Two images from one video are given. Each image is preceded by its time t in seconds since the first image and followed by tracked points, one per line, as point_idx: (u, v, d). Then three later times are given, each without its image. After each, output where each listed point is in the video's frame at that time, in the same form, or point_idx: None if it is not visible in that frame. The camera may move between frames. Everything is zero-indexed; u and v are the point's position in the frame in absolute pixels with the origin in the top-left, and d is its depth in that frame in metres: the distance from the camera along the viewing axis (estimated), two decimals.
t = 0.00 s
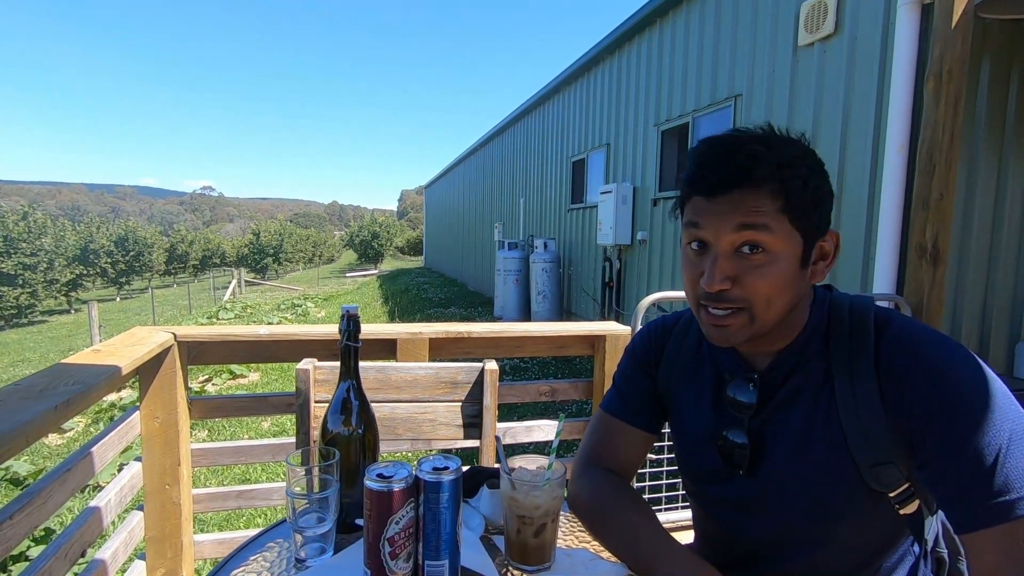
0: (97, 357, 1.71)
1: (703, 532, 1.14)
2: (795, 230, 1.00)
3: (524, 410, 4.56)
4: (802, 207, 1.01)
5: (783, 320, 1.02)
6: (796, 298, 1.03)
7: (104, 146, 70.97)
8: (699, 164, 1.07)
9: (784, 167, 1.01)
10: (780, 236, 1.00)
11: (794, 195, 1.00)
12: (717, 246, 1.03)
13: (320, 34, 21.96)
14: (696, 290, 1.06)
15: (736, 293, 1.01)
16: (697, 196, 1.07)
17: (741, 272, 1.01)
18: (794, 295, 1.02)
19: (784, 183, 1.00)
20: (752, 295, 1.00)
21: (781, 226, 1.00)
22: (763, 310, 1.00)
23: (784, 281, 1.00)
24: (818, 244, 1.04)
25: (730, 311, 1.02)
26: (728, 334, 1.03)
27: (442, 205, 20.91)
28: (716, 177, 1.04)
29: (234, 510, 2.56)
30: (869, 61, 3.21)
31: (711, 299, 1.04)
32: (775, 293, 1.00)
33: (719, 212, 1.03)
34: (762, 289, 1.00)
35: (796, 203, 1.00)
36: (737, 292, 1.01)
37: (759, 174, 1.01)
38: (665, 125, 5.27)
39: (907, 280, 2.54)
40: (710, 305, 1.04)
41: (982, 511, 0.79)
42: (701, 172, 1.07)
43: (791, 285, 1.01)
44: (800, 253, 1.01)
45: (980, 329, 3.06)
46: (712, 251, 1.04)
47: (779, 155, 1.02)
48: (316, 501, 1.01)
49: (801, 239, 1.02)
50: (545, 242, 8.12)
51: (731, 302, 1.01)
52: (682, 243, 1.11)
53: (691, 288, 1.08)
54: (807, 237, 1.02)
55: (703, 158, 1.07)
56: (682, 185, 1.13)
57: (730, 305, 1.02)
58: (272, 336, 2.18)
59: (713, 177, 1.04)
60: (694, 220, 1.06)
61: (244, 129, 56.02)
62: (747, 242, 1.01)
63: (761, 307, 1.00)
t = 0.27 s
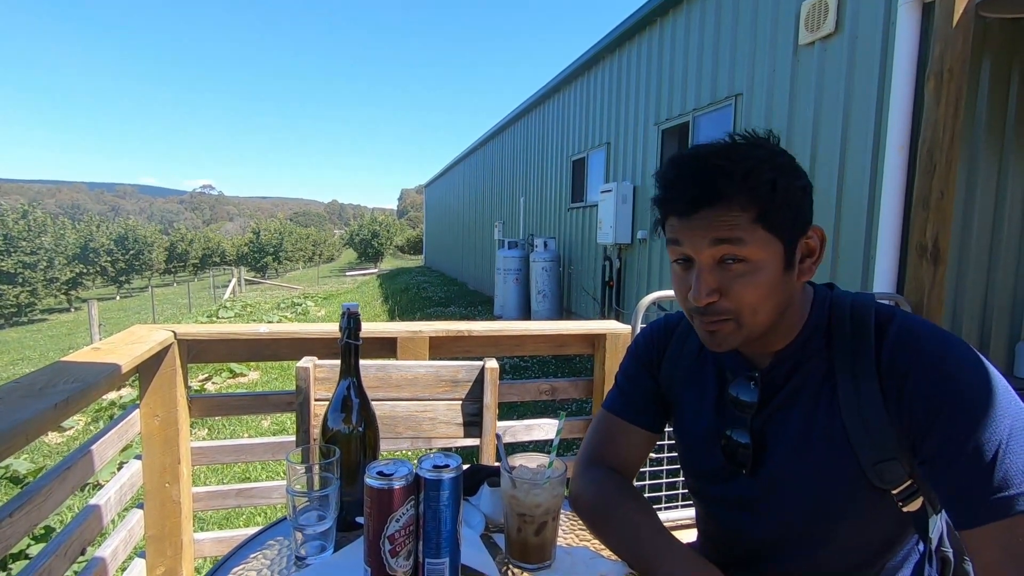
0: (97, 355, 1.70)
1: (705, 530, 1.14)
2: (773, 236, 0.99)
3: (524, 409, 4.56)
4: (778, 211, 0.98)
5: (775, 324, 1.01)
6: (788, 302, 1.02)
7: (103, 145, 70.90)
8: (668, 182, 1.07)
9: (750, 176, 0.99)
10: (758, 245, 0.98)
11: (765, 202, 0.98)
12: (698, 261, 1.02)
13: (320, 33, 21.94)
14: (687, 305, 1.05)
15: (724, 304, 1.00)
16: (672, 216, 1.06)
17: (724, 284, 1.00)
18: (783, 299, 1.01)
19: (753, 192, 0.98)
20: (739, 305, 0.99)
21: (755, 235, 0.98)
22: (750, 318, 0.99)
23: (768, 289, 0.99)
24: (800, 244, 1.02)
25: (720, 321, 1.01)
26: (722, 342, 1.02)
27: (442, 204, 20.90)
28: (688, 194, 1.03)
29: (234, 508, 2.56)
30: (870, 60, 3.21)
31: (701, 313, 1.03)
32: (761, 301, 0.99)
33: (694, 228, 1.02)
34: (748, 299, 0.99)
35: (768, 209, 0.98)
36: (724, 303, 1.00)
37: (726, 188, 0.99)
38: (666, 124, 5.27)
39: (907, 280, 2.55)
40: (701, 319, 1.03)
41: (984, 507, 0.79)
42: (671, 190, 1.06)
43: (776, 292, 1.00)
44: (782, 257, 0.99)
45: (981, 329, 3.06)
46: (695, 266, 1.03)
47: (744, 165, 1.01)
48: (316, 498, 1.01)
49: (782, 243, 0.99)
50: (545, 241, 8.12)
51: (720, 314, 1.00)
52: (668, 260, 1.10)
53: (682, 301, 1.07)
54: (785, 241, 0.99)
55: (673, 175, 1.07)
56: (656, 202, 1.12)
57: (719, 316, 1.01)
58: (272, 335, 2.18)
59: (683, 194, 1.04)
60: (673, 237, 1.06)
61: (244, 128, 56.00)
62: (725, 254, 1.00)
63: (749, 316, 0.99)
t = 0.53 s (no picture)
0: (97, 351, 1.70)
1: (705, 523, 1.14)
2: (760, 216, 1.00)
3: (524, 405, 4.57)
4: (758, 191, 1.00)
5: (779, 307, 1.02)
6: (784, 286, 1.03)
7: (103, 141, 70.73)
8: (646, 189, 1.10)
9: (723, 164, 1.02)
10: (747, 228, 0.99)
11: (744, 184, 1.00)
12: (691, 253, 1.04)
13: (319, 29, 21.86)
14: (690, 299, 1.06)
15: (729, 288, 1.00)
16: (656, 217, 1.08)
17: (722, 271, 1.00)
18: (780, 277, 1.02)
19: (729, 178, 1.00)
20: (743, 285, 0.99)
21: (741, 217, 0.99)
22: (760, 297, 1.00)
23: (767, 266, 1.00)
24: (787, 217, 1.04)
25: (727, 307, 1.01)
26: (731, 333, 1.03)
27: (443, 201, 20.86)
28: (668, 193, 1.05)
29: (235, 504, 2.56)
30: (871, 55, 3.20)
31: (706, 303, 1.03)
32: (762, 279, 1.00)
33: (682, 222, 1.03)
34: (750, 278, 0.99)
35: (748, 191, 1.00)
36: (728, 288, 1.00)
37: (702, 181, 1.02)
38: (666, 120, 5.25)
39: (908, 276, 2.54)
40: (708, 309, 1.03)
41: (982, 500, 0.79)
42: (652, 194, 1.09)
43: (774, 270, 1.01)
44: (771, 234, 1.00)
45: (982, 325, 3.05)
46: (691, 260, 1.04)
47: (715, 157, 1.03)
48: (318, 493, 1.01)
49: (767, 221, 1.00)
50: (545, 237, 8.11)
51: (725, 300, 1.01)
52: (662, 260, 1.11)
53: (686, 298, 1.07)
54: (771, 216, 1.01)
55: (652, 177, 1.09)
56: (639, 205, 1.14)
57: (724, 303, 1.01)
58: (272, 331, 2.18)
59: (663, 192, 1.06)
60: (663, 236, 1.07)
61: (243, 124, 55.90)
62: (717, 241, 1.00)
63: (757, 294, 1.00)
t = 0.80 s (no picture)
0: (106, 346, 1.71)
1: (709, 519, 1.15)
2: (765, 214, 1.00)
3: (528, 400, 4.58)
4: (764, 190, 1.00)
5: (778, 304, 1.02)
6: (786, 283, 1.02)
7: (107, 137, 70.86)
8: (652, 182, 1.10)
9: (731, 162, 1.02)
10: (751, 225, 0.99)
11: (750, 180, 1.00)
12: (694, 249, 1.03)
13: (323, 25, 21.85)
14: (691, 293, 1.05)
15: (728, 284, 1.00)
16: (661, 211, 1.08)
17: (724, 266, 1.00)
18: (782, 276, 1.01)
19: (736, 176, 1.00)
20: (742, 283, 0.99)
21: (745, 214, 0.99)
22: (758, 296, 1.00)
23: (769, 264, 1.00)
24: (791, 219, 1.04)
25: (728, 304, 1.01)
26: (729, 327, 1.02)
27: (446, 197, 20.86)
28: (673, 186, 1.05)
29: (241, 498, 2.58)
30: (877, 50, 3.18)
31: (705, 298, 1.03)
32: (764, 276, 0.99)
33: (685, 217, 1.03)
34: (749, 277, 0.99)
35: (754, 189, 1.00)
36: (728, 284, 1.00)
37: (709, 176, 1.02)
38: (670, 116, 5.24)
39: (914, 272, 2.53)
40: (707, 304, 1.03)
41: (985, 500, 0.79)
42: (658, 188, 1.09)
43: (776, 268, 1.00)
44: (775, 233, 1.00)
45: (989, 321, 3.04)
46: (693, 255, 1.04)
47: (723, 153, 1.03)
48: (326, 488, 1.01)
49: (772, 219, 1.00)
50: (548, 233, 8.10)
51: (725, 296, 1.01)
52: (664, 254, 1.11)
53: (686, 293, 1.07)
54: (777, 214, 1.01)
55: (658, 171, 1.09)
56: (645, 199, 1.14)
57: (725, 299, 1.01)
58: (278, 327, 2.19)
59: (669, 187, 1.05)
60: (666, 230, 1.07)
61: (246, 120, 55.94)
62: (720, 236, 1.00)
63: (755, 294, 1.00)
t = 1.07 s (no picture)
0: (104, 337, 1.71)
1: (707, 510, 1.15)
2: (773, 196, 1.01)
3: (528, 392, 4.59)
4: (775, 172, 1.01)
5: (775, 288, 1.01)
6: (784, 272, 1.03)
7: (106, 129, 70.55)
8: (665, 151, 1.10)
9: (749, 140, 1.02)
10: (760, 204, 1.00)
11: (763, 161, 1.01)
12: (699, 221, 1.03)
13: (321, 15, 21.69)
14: (688, 269, 1.05)
15: (725, 260, 1.00)
16: (672, 181, 1.08)
17: (726, 241, 1.00)
18: (782, 260, 1.02)
19: (750, 153, 1.01)
20: (741, 261, 0.99)
21: (757, 192, 1.00)
22: (753, 278, 1.00)
23: (768, 248, 1.00)
24: (794, 214, 1.04)
25: (724, 281, 1.01)
26: (725, 307, 1.01)
27: (446, 188, 20.81)
28: (687, 157, 1.05)
29: (242, 489, 2.59)
30: (880, 40, 3.15)
31: (702, 273, 1.02)
32: (762, 259, 1.00)
33: (694, 190, 1.03)
34: (750, 256, 0.99)
35: (767, 170, 1.01)
36: (726, 261, 1.00)
37: (725, 148, 1.02)
38: (671, 106, 5.21)
39: (914, 263, 2.53)
40: (703, 281, 1.02)
41: (980, 490, 0.79)
42: (670, 158, 1.09)
43: (775, 254, 1.01)
44: (780, 217, 1.01)
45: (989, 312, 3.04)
46: (695, 227, 1.04)
47: (742, 130, 1.04)
48: (325, 477, 1.02)
49: (780, 203, 1.01)
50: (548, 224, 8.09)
51: (721, 272, 1.00)
52: (666, 229, 1.11)
53: (682, 270, 1.07)
54: (784, 201, 1.02)
55: (671, 144, 1.09)
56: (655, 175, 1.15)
57: (722, 275, 1.00)
58: (278, 317, 2.19)
59: (682, 159, 1.06)
60: (674, 203, 1.07)
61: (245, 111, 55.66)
62: (725, 212, 1.01)
63: (751, 275, 1.00)
